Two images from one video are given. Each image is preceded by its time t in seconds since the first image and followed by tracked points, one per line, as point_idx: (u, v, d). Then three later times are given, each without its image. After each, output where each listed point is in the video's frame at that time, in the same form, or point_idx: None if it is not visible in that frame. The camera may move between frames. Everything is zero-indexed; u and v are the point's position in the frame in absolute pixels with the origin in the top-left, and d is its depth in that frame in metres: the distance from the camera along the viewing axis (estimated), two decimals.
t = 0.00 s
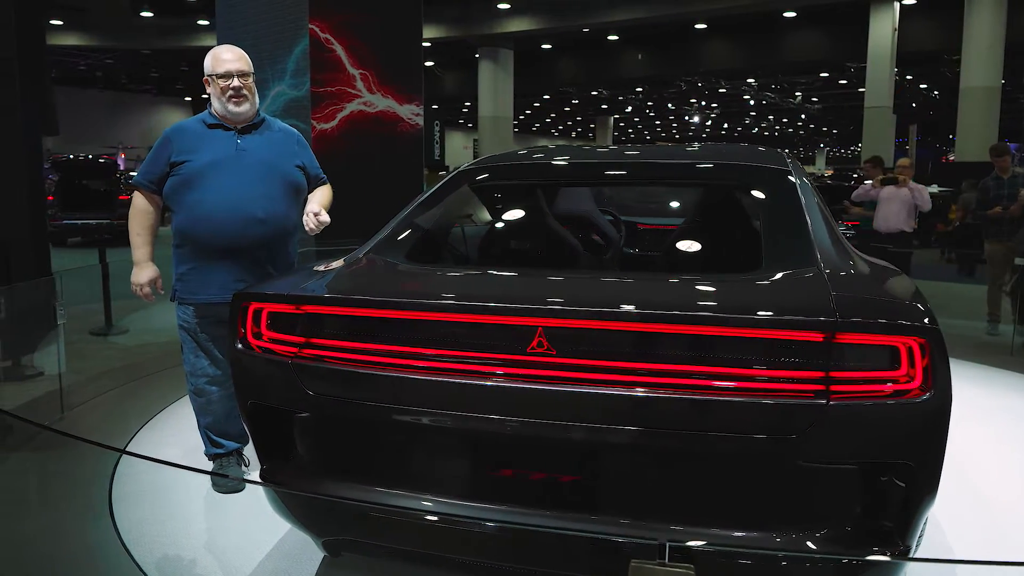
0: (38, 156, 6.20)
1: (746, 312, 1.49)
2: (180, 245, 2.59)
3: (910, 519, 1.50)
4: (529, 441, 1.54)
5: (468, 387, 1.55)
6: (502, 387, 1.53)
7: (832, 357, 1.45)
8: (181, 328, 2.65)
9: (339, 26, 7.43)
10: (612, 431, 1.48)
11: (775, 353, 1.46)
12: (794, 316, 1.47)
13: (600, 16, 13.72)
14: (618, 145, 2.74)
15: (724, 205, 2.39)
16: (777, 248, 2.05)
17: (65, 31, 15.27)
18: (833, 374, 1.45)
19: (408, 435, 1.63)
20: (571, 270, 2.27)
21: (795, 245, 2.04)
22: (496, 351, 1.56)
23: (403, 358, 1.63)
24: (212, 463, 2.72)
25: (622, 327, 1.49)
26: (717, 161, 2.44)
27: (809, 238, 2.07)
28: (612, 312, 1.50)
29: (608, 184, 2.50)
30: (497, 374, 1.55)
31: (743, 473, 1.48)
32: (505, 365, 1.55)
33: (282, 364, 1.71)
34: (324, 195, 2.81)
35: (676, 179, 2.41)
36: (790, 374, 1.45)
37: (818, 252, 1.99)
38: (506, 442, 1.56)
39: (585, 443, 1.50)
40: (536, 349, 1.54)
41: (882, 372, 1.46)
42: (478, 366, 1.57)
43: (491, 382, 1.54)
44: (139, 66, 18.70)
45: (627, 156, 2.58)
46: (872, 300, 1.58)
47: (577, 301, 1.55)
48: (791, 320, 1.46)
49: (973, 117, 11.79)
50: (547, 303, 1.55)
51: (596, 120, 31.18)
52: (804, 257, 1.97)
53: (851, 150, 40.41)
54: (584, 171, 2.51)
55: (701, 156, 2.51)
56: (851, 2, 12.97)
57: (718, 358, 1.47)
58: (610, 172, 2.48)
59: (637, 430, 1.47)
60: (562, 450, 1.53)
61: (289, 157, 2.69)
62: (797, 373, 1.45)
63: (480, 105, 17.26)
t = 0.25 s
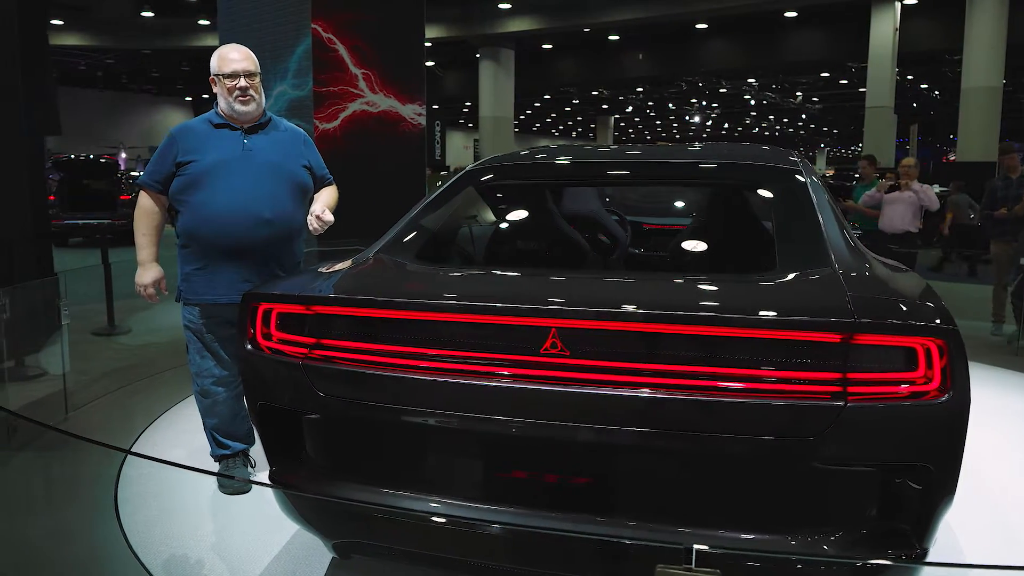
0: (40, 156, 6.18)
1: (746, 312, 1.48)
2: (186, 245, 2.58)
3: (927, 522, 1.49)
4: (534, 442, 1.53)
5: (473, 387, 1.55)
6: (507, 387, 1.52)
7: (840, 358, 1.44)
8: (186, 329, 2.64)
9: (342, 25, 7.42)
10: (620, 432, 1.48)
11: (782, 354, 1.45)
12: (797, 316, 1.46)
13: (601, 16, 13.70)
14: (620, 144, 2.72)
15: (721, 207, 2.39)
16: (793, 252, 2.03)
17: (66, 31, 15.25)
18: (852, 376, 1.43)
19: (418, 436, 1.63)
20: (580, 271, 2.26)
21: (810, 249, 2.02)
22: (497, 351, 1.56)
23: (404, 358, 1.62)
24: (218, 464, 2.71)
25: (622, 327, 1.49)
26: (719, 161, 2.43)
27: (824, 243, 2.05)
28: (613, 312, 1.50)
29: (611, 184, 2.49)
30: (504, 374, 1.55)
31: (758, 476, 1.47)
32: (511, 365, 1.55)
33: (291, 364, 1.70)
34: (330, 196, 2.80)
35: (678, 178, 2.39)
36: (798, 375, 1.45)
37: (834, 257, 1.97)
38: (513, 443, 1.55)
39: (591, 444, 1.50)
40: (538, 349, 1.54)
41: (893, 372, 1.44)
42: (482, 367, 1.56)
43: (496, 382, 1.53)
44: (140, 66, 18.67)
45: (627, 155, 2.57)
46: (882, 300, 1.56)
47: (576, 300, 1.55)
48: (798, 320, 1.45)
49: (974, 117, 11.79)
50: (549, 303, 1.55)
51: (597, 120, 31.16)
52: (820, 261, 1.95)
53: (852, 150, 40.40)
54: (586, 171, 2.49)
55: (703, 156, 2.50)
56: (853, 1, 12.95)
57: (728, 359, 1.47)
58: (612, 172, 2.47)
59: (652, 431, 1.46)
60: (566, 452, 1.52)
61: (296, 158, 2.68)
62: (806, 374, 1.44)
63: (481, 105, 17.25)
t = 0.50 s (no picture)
0: (43, 156, 6.17)
1: (750, 313, 1.47)
2: (191, 245, 2.57)
3: (943, 524, 1.47)
4: (542, 444, 1.52)
5: (478, 388, 1.54)
6: (511, 388, 1.52)
7: (847, 360, 1.43)
8: (191, 329, 2.62)
9: (344, 25, 7.41)
10: (629, 434, 1.47)
11: (791, 355, 1.44)
12: (800, 317, 1.45)
13: (602, 16, 13.71)
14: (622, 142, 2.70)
15: (738, 212, 2.39)
16: (805, 254, 2.01)
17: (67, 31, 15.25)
18: (866, 377, 1.43)
19: (427, 438, 1.62)
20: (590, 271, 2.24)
21: (821, 252, 1.99)
22: (502, 352, 1.56)
23: (406, 359, 1.62)
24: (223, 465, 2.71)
25: (624, 328, 1.49)
26: (721, 161, 2.41)
27: (837, 244, 2.02)
28: (615, 313, 1.49)
29: (611, 184, 2.48)
30: (508, 375, 1.54)
31: (771, 478, 1.46)
32: (517, 366, 1.54)
33: (301, 364, 1.69)
34: (336, 197, 2.79)
35: (679, 178, 2.39)
36: (806, 377, 1.43)
37: (846, 256, 1.94)
38: (521, 445, 1.54)
39: (599, 446, 1.49)
40: (545, 351, 1.53)
41: (901, 373, 1.43)
42: (488, 367, 1.56)
43: (501, 384, 1.53)
44: (141, 66, 18.67)
45: (629, 155, 2.55)
46: (890, 302, 1.55)
47: (578, 302, 1.55)
48: (804, 322, 1.44)
49: (976, 117, 11.76)
50: (551, 304, 1.55)
51: (597, 120, 31.16)
52: (832, 261, 1.93)
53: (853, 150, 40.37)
54: (587, 171, 2.49)
55: (705, 156, 2.48)
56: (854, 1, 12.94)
57: (737, 360, 1.46)
58: (613, 172, 2.46)
59: (668, 434, 1.45)
60: (574, 454, 1.51)
61: (303, 159, 2.67)
62: (815, 375, 1.43)
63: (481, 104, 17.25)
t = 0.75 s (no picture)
0: (45, 157, 6.18)
1: (752, 315, 1.47)
2: (197, 246, 2.56)
3: (955, 528, 1.47)
4: (549, 446, 1.52)
5: (483, 390, 1.54)
6: (517, 390, 1.51)
7: (851, 362, 1.42)
8: (196, 331, 2.62)
9: (346, 25, 7.41)
10: (637, 437, 1.46)
11: (798, 358, 1.44)
12: (802, 319, 1.45)
13: (603, 16, 13.72)
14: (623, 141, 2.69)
15: (745, 211, 2.37)
16: (813, 255, 2.00)
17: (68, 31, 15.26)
18: (878, 380, 1.42)
19: (434, 440, 1.61)
20: (596, 272, 2.24)
21: (830, 254, 1.98)
22: (507, 353, 1.55)
23: (410, 361, 1.62)
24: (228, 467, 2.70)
25: (626, 330, 1.48)
26: (724, 161, 2.41)
27: (845, 245, 2.01)
28: (615, 315, 1.49)
29: (614, 185, 2.48)
30: (513, 377, 1.54)
31: (783, 481, 1.45)
32: (521, 368, 1.54)
33: (308, 366, 1.69)
34: (342, 198, 2.78)
35: (680, 180, 2.38)
36: (812, 380, 1.43)
37: (856, 259, 1.92)
38: (528, 448, 1.54)
39: (607, 448, 1.48)
40: (550, 353, 1.53)
41: (907, 375, 1.43)
42: (493, 369, 1.55)
43: (506, 386, 1.52)
44: (142, 66, 18.67)
45: (630, 156, 2.54)
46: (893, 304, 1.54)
47: (579, 304, 1.55)
48: (807, 324, 1.44)
49: (978, 117, 11.74)
50: (551, 306, 1.55)
51: (598, 120, 31.16)
52: (842, 263, 1.91)
53: (854, 151, 40.34)
54: (590, 171, 2.49)
55: (708, 156, 2.47)
56: (854, 1, 12.93)
57: (744, 362, 1.45)
58: (616, 173, 2.46)
59: (678, 437, 1.45)
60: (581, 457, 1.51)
61: (309, 160, 2.66)
62: (822, 378, 1.42)
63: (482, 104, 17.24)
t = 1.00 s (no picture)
0: (47, 157, 6.17)
1: (754, 315, 1.46)
2: (202, 247, 2.56)
3: (965, 530, 1.46)
4: (554, 447, 1.51)
5: (486, 391, 1.53)
6: (521, 391, 1.51)
7: (855, 364, 1.42)
8: (200, 332, 2.62)
9: (348, 25, 7.40)
10: (642, 438, 1.46)
11: (803, 359, 1.43)
12: (805, 320, 1.44)
13: (604, 16, 13.71)
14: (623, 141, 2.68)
15: (754, 207, 2.36)
16: (821, 256, 1.99)
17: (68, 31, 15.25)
18: (888, 381, 1.41)
19: (440, 442, 1.60)
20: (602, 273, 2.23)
21: (839, 255, 1.97)
22: (511, 354, 1.55)
23: (413, 361, 1.61)
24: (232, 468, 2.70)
25: (626, 331, 1.48)
26: (727, 161, 2.40)
27: (854, 246, 2.00)
28: (615, 316, 1.49)
29: (616, 185, 2.46)
30: (516, 378, 1.53)
31: (789, 482, 1.45)
32: (525, 369, 1.53)
33: (313, 367, 1.68)
34: (346, 199, 2.78)
35: (682, 180, 2.38)
36: (816, 381, 1.42)
37: (864, 261, 1.91)
38: (533, 449, 1.53)
39: (614, 450, 1.48)
40: (553, 354, 1.52)
41: (911, 376, 1.42)
42: (496, 369, 1.55)
43: (509, 387, 1.52)
44: (142, 66, 18.66)
45: (631, 155, 2.53)
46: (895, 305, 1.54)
47: (580, 304, 1.55)
48: (811, 324, 1.43)
49: (979, 117, 11.74)
50: (552, 306, 1.54)
51: (598, 120, 31.14)
52: (851, 265, 1.90)
53: (854, 151, 40.33)
54: (590, 172, 2.47)
55: (710, 156, 2.47)
56: (855, 1, 12.93)
57: (749, 363, 1.45)
58: (618, 173, 2.45)
59: (687, 438, 1.44)
60: (585, 458, 1.50)
61: (313, 160, 2.66)
62: (827, 379, 1.42)
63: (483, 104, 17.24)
